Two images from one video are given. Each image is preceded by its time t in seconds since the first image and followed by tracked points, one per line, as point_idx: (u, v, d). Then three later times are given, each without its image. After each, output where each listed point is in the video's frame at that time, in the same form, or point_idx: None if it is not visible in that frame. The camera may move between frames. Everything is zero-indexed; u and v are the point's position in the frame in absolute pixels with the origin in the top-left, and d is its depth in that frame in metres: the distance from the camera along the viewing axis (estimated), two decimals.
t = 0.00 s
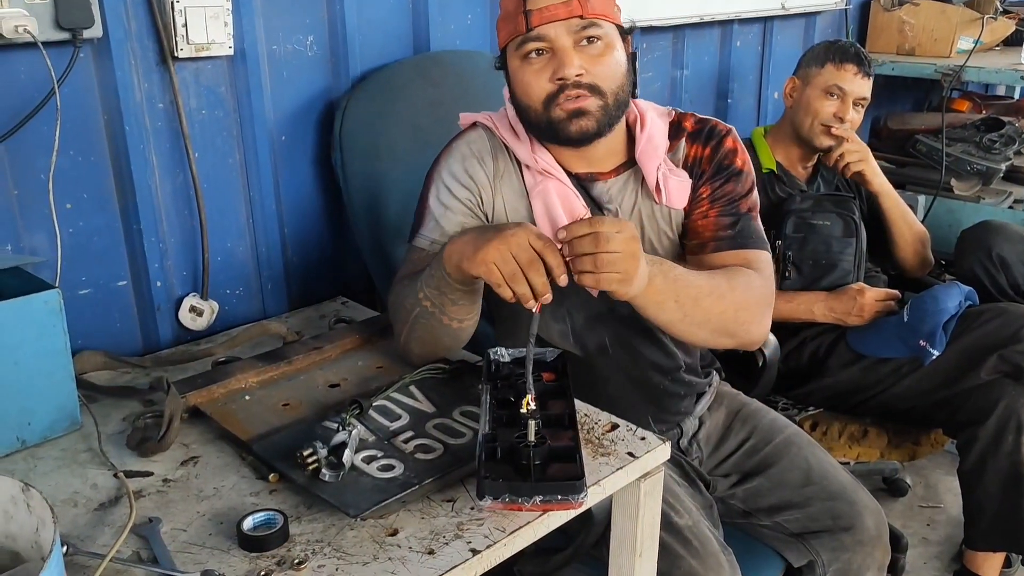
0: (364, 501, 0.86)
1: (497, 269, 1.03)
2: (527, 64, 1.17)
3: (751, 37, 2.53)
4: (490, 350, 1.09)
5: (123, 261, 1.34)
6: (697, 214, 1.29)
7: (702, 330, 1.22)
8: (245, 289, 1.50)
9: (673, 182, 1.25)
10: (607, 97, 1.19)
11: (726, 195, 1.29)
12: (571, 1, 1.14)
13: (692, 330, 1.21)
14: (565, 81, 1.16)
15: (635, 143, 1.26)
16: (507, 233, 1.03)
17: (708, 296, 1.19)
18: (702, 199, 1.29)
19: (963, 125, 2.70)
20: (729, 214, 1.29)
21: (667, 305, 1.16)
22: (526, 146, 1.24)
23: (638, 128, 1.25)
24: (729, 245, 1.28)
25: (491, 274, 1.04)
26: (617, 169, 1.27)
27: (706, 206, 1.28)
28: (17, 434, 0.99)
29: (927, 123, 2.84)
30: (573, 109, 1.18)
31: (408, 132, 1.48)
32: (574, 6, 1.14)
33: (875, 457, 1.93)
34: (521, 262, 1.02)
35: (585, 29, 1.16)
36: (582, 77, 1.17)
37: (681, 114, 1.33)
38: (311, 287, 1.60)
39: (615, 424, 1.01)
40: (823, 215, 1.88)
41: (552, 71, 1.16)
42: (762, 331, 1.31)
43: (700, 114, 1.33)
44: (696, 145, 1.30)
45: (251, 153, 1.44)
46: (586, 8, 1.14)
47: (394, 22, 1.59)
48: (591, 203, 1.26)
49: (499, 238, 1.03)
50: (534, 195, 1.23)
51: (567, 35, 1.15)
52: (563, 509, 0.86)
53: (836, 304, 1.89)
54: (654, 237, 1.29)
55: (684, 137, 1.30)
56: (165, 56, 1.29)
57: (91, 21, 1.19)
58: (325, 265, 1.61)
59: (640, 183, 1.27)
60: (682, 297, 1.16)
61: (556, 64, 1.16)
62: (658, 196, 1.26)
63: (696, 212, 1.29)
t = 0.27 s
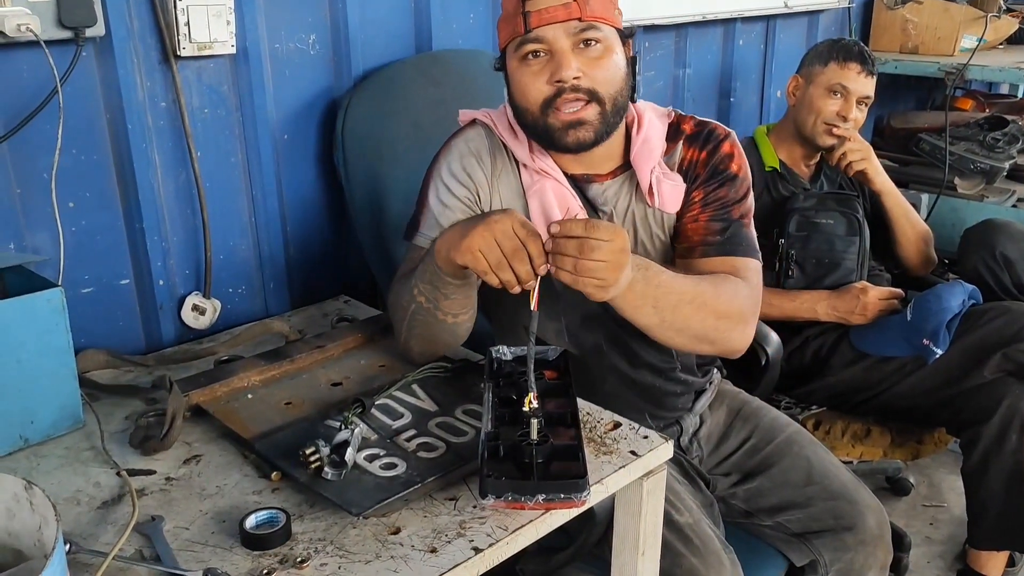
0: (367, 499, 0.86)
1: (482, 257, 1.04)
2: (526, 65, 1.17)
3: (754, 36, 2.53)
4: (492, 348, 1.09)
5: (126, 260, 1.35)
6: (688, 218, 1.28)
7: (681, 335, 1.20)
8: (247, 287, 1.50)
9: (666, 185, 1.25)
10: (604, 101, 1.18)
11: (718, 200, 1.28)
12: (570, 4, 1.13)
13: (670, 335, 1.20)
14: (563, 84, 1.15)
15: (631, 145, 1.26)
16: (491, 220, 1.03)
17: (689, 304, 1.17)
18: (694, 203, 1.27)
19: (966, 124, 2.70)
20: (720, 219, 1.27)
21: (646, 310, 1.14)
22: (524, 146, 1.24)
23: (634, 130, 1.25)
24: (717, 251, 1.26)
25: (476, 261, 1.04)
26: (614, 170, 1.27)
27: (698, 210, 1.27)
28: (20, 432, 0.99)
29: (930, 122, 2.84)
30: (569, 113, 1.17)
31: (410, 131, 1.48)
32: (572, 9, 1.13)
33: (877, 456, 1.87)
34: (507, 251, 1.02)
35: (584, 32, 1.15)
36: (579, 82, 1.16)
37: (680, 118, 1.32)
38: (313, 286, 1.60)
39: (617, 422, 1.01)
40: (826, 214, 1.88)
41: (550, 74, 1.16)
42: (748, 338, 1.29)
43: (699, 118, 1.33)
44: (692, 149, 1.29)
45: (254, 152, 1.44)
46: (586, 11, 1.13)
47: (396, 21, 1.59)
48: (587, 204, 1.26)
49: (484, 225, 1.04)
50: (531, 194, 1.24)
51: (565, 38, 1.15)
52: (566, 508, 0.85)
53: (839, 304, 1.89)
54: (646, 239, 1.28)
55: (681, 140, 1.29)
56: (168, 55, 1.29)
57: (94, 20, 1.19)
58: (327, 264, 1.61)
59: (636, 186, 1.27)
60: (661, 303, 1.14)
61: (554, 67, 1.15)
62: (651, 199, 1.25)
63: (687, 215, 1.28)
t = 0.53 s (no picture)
0: (370, 499, 0.86)
1: (483, 267, 1.04)
2: (523, 73, 1.17)
3: (756, 36, 2.53)
4: (494, 348, 1.09)
5: (129, 261, 1.35)
6: (689, 220, 1.27)
7: (683, 336, 1.20)
8: (249, 288, 1.50)
9: (667, 188, 1.25)
10: (601, 109, 1.18)
11: (719, 203, 1.27)
12: (567, 12, 1.12)
13: (672, 334, 1.20)
14: (560, 94, 1.15)
15: (632, 148, 1.26)
16: (490, 231, 1.03)
17: (692, 303, 1.17)
18: (694, 205, 1.27)
19: (969, 124, 2.69)
20: (720, 222, 1.27)
21: (649, 308, 1.14)
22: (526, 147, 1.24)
23: (636, 132, 1.25)
24: (718, 253, 1.25)
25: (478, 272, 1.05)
26: (615, 173, 1.27)
27: (698, 212, 1.27)
28: (24, 432, 0.99)
29: (932, 121, 2.83)
30: (566, 121, 1.17)
31: (412, 131, 1.48)
32: (569, 18, 1.13)
33: (880, 457, 1.86)
34: (507, 262, 1.03)
35: (581, 40, 1.14)
36: (576, 90, 1.16)
37: (682, 120, 1.32)
38: (316, 286, 1.60)
39: (619, 423, 1.01)
40: (828, 214, 1.88)
41: (546, 83, 1.15)
42: (750, 338, 1.29)
43: (701, 121, 1.33)
44: (693, 152, 1.29)
45: (256, 153, 1.44)
46: (582, 19, 1.13)
47: (399, 22, 1.59)
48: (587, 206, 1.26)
49: (482, 236, 1.03)
50: (532, 194, 1.23)
51: (562, 46, 1.14)
52: (569, 507, 0.85)
53: (841, 304, 1.88)
54: (646, 241, 1.28)
55: (682, 143, 1.29)
56: (170, 56, 1.29)
57: (97, 21, 1.19)
58: (330, 264, 1.61)
59: (636, 189, 1.27)
60: (665, 301, 1.14)
61: (551, 75, 1.15)
62: (651, 202, 1.25)
63: (687, 218, 1.27)
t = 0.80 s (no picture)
0: (372, 499, 0.86)
1: (484, 271, 1.04)
2: (541, 69, 1.16)
3: (758, 35, 2.52)
4: (496, 347, 1.09)
5: (130, 260, 1.35)
6: (692, 223, 1.27)
7: (686, 337, 1.20)
8: (251, 288, 1.50)
9: (672, 192, 1.24)
10: (620, 109, 1.18)
11: (722, 208, 1.27)
12: (591, 10, 1.12)
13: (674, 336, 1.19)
14: (580, 90, 1.15)
15: (638, 150, 1.26)
16: (497, 235, 1.05)
17: (695, 311, 1.17)
18: (698, 209, 1.27)
19: (971, 123, 2.69)
20: (723, 227, 1.27)
21: (652, 319, 1.14)
22: (532, 148, 1.24)
23: (642, 135, 1.25)
24: (720, 260, 1.26)
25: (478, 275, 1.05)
26: (620, 175, 1.27)
27: (701, 216, 1.27)
28: (25, 432, 0.99)
29: (935, 121, 2.83)
30: (583, 123, 1.18)
31: (414, 131, 1.48)
32: (593, 15, 1.12)
33: (882, 456, 1.87)
34: (512, 268, 1.04)
35: (602, 38, 1.14)
36: (597, 89, 1.16)
37: (688, 124, 1.32)
38: (317, 286, 1.60)
39: (622, 423, 1.01)
40: (830, 214, 1.89)
41: (566, 79, 1.15)
42: (749, 346, 1.29)
43: (706, 125, 1.33)
44: (698, 155, 1.29)
45: (258, 153, 1.44)
46: (606, 17, 1.13)
47: (401, 22, 1.59)
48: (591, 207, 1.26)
49: (487, 239, 1.04)
50: (537, 196, 1.23)
51: (584, 44, 1.14)
52: (574, 509, 0.85)
53: (843, 303, 1.88)
54: (648, 245, 1.28)
55: (688, 146, 1.29)
56: (172, 56, 1.29)
57: (99, 21, 1.19)
58: (332, 264, 1.61)
59: (642, 196, 1.26)
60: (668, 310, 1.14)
61: (571, 72, 1.15)
62: (655, 205, 1.25)
63: (691, 221, 1.27)
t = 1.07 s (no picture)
0: (372, 499, 0.86)
1: (483, 277, 1.04)
2: (543, 90, 1.14)
3: (759, 35, 2.52)
4: (496, 347, 1.09)
5: (131, 260, 1.35)
6: (692, 227, 1.27)
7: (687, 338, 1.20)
8: (252, 288, 1.50)
9: (673, 198, 1.25)
10: (616, 138, 1.17)
11: (722, 212, 1.27)
12: (594, 44, 1.09)
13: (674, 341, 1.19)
14: (576, 123, 1.14)
15: (640, 155, 1.26)
16: (493, 238, 1.04)
17: (694, 323, 1.17)
18: (697, 213, 1.27)
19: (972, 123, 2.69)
20: (722, 231, 1.26)
21: (649, 330, 1.14)
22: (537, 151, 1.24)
23: (647, 138, 1.25)
24: (719, 262, 1.25)
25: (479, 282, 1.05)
26: (623, 180, 1.26)
27: (701, 220, 1.27)
28: (26, 432, 0.99)
29: (936, 120, 2.82)
30: (580, 147, 1.17)
31: (415, 130, 1.48)
32: (595, 50, 1.10)
33: (883, 456, 1.84)
34: (509, 273, 1.03)
35: (604, 71, 1.12)
36: (594, 120, 1.15)
37: (691, 127, 1.31)
38: (318, 286, 1.60)
39: (622, 423, 1.01)
40: (831, 214, 1.88)
41: (564, 108, 1.14)
42: (743, 354, 1.29)
43: (709, 128, 1.32)
44: (700, 159, 1.29)
45: (258, 153, 1.44)
46: (609, 53, 1.10)
47: (401, 22, 1.59)
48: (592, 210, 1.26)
49: (484, 244, 1.04)
50: (540, 199, 1.23)
51: (585, 75, 1.12)
52: (574, 509, 0.85)
53: (845, 303, 1.88)
54: (649, 248, 1.28)
55: (690, 150, 1.29)
56: (172, 55, 1.29)
57: (100, 20, 1.19)
58: (333, 264, 1.61)
59: (643, 198, 1.27)
60: (666, 325, 1.15)
61: (571, 100, 1.13)
62: (656, 210, 1.25)
63: (690, 225, 1.27)
